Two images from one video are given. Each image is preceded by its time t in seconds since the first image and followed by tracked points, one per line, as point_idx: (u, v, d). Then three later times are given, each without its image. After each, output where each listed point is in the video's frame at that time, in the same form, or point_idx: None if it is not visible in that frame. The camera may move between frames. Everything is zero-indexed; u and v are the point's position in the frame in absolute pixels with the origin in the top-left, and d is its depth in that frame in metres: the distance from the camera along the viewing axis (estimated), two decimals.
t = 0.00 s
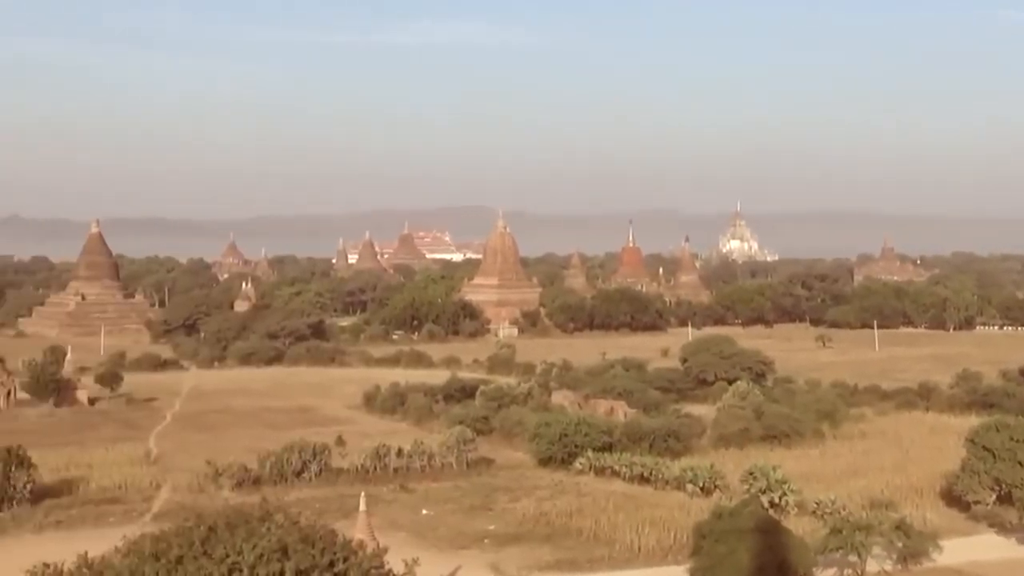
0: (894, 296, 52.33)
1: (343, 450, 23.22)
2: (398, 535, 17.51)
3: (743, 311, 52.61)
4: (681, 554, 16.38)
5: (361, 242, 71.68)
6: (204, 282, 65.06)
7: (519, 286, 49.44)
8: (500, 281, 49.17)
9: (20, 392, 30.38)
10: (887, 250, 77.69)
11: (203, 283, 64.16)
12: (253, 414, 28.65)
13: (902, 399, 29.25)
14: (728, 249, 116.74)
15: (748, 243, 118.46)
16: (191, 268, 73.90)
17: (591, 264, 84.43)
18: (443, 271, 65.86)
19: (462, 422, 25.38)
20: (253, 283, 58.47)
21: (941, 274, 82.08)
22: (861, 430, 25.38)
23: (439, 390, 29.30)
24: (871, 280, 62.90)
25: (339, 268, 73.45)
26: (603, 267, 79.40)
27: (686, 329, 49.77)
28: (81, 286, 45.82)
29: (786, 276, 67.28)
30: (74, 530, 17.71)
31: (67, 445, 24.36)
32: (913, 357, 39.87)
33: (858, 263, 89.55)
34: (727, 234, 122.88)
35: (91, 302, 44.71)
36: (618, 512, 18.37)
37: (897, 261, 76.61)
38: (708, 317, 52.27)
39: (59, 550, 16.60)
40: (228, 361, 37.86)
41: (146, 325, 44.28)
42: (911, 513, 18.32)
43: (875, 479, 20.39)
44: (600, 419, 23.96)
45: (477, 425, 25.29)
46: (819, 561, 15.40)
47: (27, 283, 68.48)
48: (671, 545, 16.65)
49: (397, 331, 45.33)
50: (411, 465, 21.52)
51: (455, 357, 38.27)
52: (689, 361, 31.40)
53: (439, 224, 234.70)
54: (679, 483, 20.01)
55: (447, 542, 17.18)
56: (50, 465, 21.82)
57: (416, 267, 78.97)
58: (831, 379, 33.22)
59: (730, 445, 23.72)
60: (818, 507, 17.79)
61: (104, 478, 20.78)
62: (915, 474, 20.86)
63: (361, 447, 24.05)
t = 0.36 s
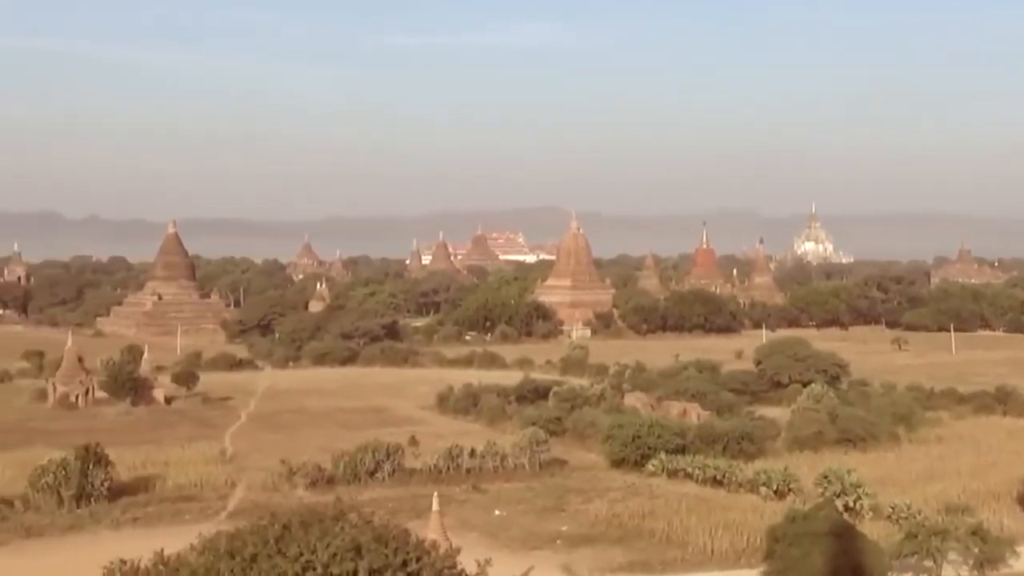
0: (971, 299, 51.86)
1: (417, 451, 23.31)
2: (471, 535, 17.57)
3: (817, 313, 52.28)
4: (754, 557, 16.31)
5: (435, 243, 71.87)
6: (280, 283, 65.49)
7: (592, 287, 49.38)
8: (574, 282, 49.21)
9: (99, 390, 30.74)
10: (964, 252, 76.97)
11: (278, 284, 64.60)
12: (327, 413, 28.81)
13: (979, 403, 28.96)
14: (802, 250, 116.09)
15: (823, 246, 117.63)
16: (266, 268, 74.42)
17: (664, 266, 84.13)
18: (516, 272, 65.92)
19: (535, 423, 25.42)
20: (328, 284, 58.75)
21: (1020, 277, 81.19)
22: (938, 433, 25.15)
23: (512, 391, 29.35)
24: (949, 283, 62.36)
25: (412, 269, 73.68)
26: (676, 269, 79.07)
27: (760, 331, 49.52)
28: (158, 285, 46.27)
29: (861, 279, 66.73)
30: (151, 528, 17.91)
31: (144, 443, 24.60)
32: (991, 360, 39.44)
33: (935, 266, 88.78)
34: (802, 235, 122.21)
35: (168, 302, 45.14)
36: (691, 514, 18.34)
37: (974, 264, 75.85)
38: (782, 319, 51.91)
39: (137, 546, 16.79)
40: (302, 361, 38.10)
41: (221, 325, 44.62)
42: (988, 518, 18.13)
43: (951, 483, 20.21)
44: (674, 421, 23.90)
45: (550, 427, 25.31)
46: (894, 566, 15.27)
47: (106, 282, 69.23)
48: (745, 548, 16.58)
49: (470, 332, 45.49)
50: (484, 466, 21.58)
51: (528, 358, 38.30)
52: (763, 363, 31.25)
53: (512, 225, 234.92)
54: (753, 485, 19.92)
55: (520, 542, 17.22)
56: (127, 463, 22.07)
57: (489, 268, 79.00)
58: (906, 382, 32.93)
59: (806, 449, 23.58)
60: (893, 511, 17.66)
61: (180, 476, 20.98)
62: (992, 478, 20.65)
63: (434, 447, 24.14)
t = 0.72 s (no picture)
0: None
1: (486, 450, 23.36)
2: (540, 535, 17.59)
3: (890, 314, 51.86)
4: (824, 560, 16.21)
5: (504, 242, 71.94)
6: (351, 282, 65.80)
7: (662, 287, 49.26)
8: (643, 282, 49.12)
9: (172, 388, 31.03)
10: None
11: (349, 283, 64.91)
12: (397, 412, 28.93)
13: None
14: (874, 251, 115.22)
15: (895, 246, 116.65)
16: (337, 268, 74.83)
17: (734, 266, 83.78)
18: (586, 272, 65.90)
19: (604, 423, 25.39)
20: (399, 284, 58.96)
21: None
22: (1011, 436, 24.87)
23: (581, 391, 29.33)
24: None
25: (482, 269, 73.79)
26: (748, 270, 78.71)
27: (832, 331, 49.21)
28: (230, 284, 46.63)
29: (935, 280, 66.17)
30: (222, 524, 18.06)
31: (216, 441, 24.80)
32: None
33: (1010, 266, 87.82)
34: (874, 235, 121.31)
35: (240, 300, 45.48)
36: (762, 516, 18.26)
37: None
38: (854, 320, 51.58)
39: (209, 543, 16.92)
40: (372, 359, 38.28)
41: (292, 323, 44.90)
42: None
43: None
44: (744, 422, 23.79)
45: (619, 427, 25.28)
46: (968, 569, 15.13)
47: (179, 281, 69.86)
48: (815, 550, 16.48)
49: (539, 332, 45.53)
50: (553, 466, 21.60)
51: (598, 358, 38.25)
52: (835, 364, 31.05)
53: (582, 225, 234.69)
54: (824, 487, 19.81)
55: (589, 543, 17.22)
56: (199, 460, 22.26)
57: (559, 268, 78.97)
58: (981, 384, 32.59)
59: (877, 451, 23.41)
60: (966, 514, 17.49)
61: (251, 473, 21.14)
62: None
63: (504, 447, 24.18)
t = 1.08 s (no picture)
0: None
1: (564, 448, 23.33)
2: (618, 533, 17.56)
3: (973, 313, 51.25)
4: (905, 561, 16.05)
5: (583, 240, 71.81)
6: (429, 279, 65.97)
7: (742, 285, 48.98)
8: (722, 280, 48.87)
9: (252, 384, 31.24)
10: None
11: (428, 280, 65.07)
12: (475, 409, 28.97)
13: None
14: (957, 249, 113.96)
15: (979, 244, 115.20)
16: (416, 265, 75.03)
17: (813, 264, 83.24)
18: (665, 270, 65.69)
19: (683, 422, 25.30)
20: (478, 281, 59.05)
21: None
22: None
23: (660, 389, 29.23)
24: None
25: (560, 266, 73.71)
26: (829, 268, 78.14)
27: (914, 330, 48.71)
28: (310, 281, 46.88)
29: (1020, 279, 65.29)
30: (301, 519, 18.16)
31: (296, 437, 24.95)
32: None
33: None
34: (957, 233, 119.99)
35: (320, 298, 45.73)
36: (842, 516, 18.11)
37: None
38: (937, 318, 51.04)
39: (289, 538, 17.03)
40: (450, 357, 38.37)
41: (372, 320, 45.05)
42: None
43: None
44: (823, 421, 23.59)
45: (698, 425, 25.18)
46: None
47: (260, 277, 70.37)
48: (896, 551, 16.33)
49: (618, 330, 45.40)
50: (632, 464, 21.54)
51: (677, 356, 38.11)
52: (917, 363, 30.74)
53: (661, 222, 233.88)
54: (905, 488, 19.62)
55: (667, 541, 17.16)
56: (279, 455, 22.39)
57: (638, 265, 78.74)
58: None
59: (960, 452, 23.15)
60: None
61: (331, 469, 21.25)
62: None
63: (582, 445, 24.13)
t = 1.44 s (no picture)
0: None
1: (647, 443, 23.27)
2: (702, 529, 17.49)
3: None
4: (993, 560, 15.84)
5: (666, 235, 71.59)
6: (512, 274, 66.03)
7: (827, 281, 48.60)
8: (807, 275, 48.51)
9: (336, 378, 31.44)
10: None
11: (511, 275, 65.13)
12: (559, 405, 28.96)
13: None
14: None
15: None
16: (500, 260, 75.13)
17: (901, 259, 82.35)
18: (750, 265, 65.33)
19: (767, 418, 25.15)
20: (561, 276, 59.03)
21: None
22: None
23: (744, 385, 29.09)
24: None
25: (643, 261, 73.54)
26: (917, 263, 77.34)
27: (1002, 326, 48.09)
28: (394, 276, 47.09)
29: None
30: (386, 513, 18.24)
31: (380, 431, 25.07)
32: None
33: None
34: None
35: (404, 293, 45.91)
36: (929, 514, 17.91)
37: None
38: None
39: (373, 532, 17.11)
40: (534, 352, 38.40)
41: (455, 315, 45.17)
42: None
43: None
44: (910, 417, 23.37)
45: (783, 422, 25.02)
46: None
47: (344, 273, 70.84)
48: (984, 550, 16.12)
49: (702, 325, 45.22)
50: (716, 460, 21.45)
51: (761, 352, 37.88)
52: (1005, 360, 30.32)
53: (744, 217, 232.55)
54: (993, 486, 19.38)
55: (751, 537, 17.06)
56: (363, 449, 22.51)
57: (723, 261, 78.37)
58: None
59: None
60: None
61: (415, 463, 21.32)
62: None
63: (666, 440, 24.05)
